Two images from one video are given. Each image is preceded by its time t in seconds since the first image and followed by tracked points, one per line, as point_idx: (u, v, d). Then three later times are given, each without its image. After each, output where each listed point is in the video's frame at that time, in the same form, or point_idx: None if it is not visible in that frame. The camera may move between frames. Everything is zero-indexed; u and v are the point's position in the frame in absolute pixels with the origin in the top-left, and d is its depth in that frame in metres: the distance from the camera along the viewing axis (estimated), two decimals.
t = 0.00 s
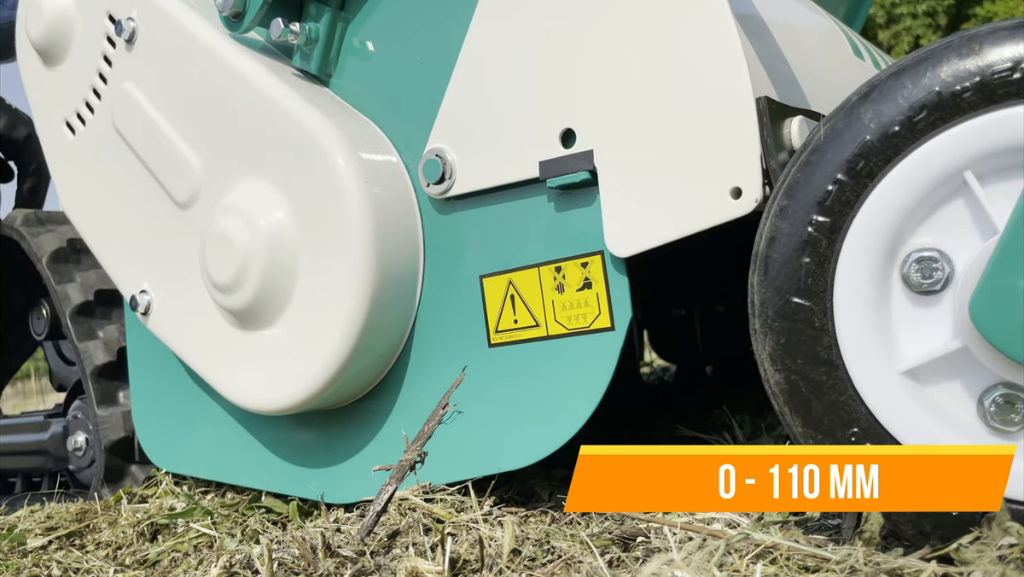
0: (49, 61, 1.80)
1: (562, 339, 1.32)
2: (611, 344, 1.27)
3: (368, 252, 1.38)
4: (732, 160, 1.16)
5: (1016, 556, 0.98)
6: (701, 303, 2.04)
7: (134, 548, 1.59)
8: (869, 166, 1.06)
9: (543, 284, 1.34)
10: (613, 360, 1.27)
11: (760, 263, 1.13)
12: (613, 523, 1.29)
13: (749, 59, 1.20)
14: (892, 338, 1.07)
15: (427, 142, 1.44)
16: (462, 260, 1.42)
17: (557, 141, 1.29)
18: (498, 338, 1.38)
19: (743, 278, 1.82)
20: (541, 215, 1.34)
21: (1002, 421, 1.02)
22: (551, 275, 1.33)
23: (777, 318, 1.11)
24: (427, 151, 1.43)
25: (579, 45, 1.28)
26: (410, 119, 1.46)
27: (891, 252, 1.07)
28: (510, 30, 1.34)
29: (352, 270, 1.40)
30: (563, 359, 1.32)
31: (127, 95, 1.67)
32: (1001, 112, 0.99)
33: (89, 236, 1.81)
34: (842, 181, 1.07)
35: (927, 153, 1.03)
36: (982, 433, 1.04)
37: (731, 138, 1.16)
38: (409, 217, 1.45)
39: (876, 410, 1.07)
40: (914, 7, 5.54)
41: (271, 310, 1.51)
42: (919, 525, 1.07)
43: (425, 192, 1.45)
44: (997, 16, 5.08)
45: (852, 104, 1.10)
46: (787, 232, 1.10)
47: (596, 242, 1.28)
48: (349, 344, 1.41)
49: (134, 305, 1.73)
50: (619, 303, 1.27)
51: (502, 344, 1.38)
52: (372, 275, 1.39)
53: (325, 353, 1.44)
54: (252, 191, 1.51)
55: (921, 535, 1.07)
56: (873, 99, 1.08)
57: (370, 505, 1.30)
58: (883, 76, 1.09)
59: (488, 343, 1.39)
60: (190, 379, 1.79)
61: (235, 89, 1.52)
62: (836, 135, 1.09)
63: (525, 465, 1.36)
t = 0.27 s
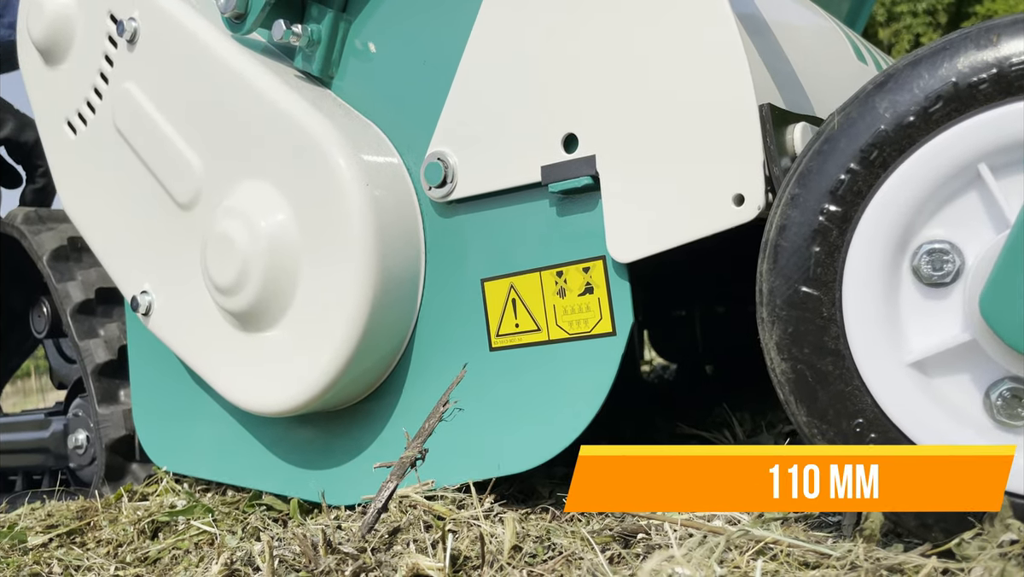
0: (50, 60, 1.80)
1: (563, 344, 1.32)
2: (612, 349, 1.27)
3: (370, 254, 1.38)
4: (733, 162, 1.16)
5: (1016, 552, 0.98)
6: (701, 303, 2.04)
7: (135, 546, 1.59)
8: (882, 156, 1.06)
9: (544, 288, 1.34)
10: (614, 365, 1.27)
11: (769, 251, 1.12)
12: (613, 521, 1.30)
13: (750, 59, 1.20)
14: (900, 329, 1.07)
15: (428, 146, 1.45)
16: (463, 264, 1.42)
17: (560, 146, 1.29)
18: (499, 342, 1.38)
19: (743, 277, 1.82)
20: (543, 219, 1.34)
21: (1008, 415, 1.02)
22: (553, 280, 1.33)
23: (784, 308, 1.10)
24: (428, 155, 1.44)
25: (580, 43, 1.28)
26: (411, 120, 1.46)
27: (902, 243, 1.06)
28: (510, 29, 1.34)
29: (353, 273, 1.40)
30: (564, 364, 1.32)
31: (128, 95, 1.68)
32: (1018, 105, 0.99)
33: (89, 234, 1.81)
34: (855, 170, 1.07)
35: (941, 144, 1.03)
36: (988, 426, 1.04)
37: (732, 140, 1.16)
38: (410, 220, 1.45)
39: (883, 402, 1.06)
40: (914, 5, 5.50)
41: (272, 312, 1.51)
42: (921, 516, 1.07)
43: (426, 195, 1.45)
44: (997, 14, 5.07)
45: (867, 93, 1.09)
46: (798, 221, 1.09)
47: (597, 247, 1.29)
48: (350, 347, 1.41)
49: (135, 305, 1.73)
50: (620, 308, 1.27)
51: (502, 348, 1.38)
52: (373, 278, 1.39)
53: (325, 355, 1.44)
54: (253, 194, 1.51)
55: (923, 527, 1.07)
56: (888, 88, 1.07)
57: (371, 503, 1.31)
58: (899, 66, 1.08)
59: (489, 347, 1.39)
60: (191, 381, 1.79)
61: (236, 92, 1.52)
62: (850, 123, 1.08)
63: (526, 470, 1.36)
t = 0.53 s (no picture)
0: (50, 62, 1.80)
1: (564, 351, 1.32)
2: (613, 357, 1.27)
3: (371, 259, 1.38)
4: (733, 167, 1.16)
5: (1017, 553, 0.96)
6: (701, 304, 2.00)
7: (135, 547, 1.59)
8: (895, 149, 1.04)
9: (545, 295, 1.34)
10: (615, 373, 1.27)
11: (778, 243, 1.11)
12: (614, 521, 1.29)
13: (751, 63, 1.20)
14: (908, 323, 1.06)
15: (429, 151, 1.44)
16: (463, 270, 1.42)
17: (562, 153, 1.29)
18: (500, 348, 1.38)
19: (743, 277, 1.82)
20: (545, 228, 1.34)
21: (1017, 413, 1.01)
22: (553, 287, 1.33)
23: (792, 300, 1.09)
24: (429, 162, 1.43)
25: (580, 44, 1.28)
26: (411, 122, 1.46)
27: (912, 237, 1.05)
28: (511, 30, 1.34)
29: (354, 278, 1.40)
30: (565, 370, 1.32)
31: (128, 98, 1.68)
32: None
33: (89, 236, 1.81)
34: (867, 163, 1.06)
35: (955, 138, 1.01)
36: (994, 423, 1.02)
37: (733, 146, 1.16)
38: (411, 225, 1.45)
39: (889, 397, 1.05)
40: (913, 3, 5.44)
41: (273, 317, 1.51)
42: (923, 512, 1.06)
43: (427, 201, 1.45)
44: (997, 11, 5.05)
45: (882, 85, 1.07)
46: (808, 213, 1.08)
47: (598, 255, 1.29)
48: (350, 353, 1.41)
49: (135, 309, 1.73)
50: (621, 316, 1.27)
51: (503, 354, 1.38)
52: (374, 283, 1.39)
53: (326, 361, 1.45)
54: (253, 199, 1.51)
55: (924, 523, 1.06)
56: (903, 80, 1.06)
57: (371, 503, 1.31)
58: (915, 58, 1.07)
59: (489, 352, 1.40)
60: (192, 384, 1.79)
61: (237, 97, 1.52)
62: (863, 115, 1.07)
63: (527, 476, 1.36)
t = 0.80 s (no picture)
0: (50, 65, 1.80)
1: (563, 356, 1.32)
2: (612, 363, 1.27)
3: (370, 264, 1.39)
4: (732, 172, 1.16)
5: (1016, 553, 0.96)
6: (701, 305, 1.98)
7: (135, 549, 1.59)
8: (902, 144, 1.03)
9: (545, 301, 1.34)
10: (615, 380, 1.27)
11: (783, 237, 1.10)
12: (613, 523, 1.29)
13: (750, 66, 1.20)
14: (912, 319, 1.05)
15: (429, 156, 1.44)
16: (463, 275, 1.42)
17: (561, 158, 1.29)
18: (500, 353, 1.38)
19: (743, 278, 1.82)
20: (544, 233, 1.34)
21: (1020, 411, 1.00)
22: (552, 292, 1.33)
23: (796, 294, 1.09)
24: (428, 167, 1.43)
25: (579, 46, 1.28)
26: (410, 126, 1.46)
27: (917, 232, 1.04)
28: (509, 32, 1.34)
29: (353, 283, 1.40)
30: (565, 375, 1.32)
31: (127, 101, 1.68)
32: None
33: (89, 238, 1.81)
34: (874, 157, 1.05)
35: (964, 134, 1.00)
36: (997, 420, 1.02)
37: (732, 151, 1.16)
38: (410, 230, 1.45)
39: (892, 393, 1.05)
40: (912, 1, 5.44)
41: (273, 321, 1.51)
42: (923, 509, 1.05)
43: (426, 206, 1.45)
44: (996, 10, 5.04)
45: (890, 79, 1.06)
46: (813, 206, 1.08)
47: (597, 261, 1.29)
48: (349, 358, 1.42)
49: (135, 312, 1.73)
50: (621, 322, 1.27)
51: (502, 360, 1.38)
52: (373, 288, 1.39)
53: (325, 367, 1.45)
54: (252, 204, 1.51)
55: (924, 519, 1.06)
56: (911, 74, 1.04)
57: (371, 505, 1.31)
58: (924, 52, 1.06)
59: (489, 358, 1.39)
60: (191, 387, 1.79)
61: (236, 101, 1.52)
62: (871, 108, 1.06)
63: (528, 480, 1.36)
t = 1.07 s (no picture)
0: (50, 66, 1.80)
1: (564, 358, 1.32)
2: (613, 366, 1.28)
3: (371, 266, 1.39)
4: (733, 174, 1.16)
5: (1017, 552, 0.96)
6: (700, 306, 1.96)
7: (136, 548, 1.59)
8: (908, 139, 1.03)
9: (546, 303, 1.34)
10: (616, 383, 1.27)
11: (787, 231, 1.10)
12: (613, 522, 1.29)
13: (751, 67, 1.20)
14: (916, 314, 1.05)
15: (430, 158, 1.44)
16: (463, 276, 1.42)
17: (562, 160, 1.29)
18: (500, 355, 1.38)
19: (743, 278, 1.82)
20: (545, 235, 1.34)
21: None
22: (553, 295, 1.33)
23: (799, 289, 1.09)
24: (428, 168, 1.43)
25: (579, 46, 1.28)
26: (410, 126, 1.47)
27: (922, 227, 1.04)
28: (509, 32, 1.34)
29: (354, 285, 1.40)
30: (566, 376, 1.32)
31: (128, 102, 1.68)
32: None
33: (89, 238, 1.81)
34: (879, 152, 1.05)
35: (970, 129, 1.00)
36: (999, 417, 1.01)
37: (732, 153, 1.16)
38: (411, 232, 1.45)
39: (894, 388, 1.04)
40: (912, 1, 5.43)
41: (273, 323, 1.51)
42: (926, 505, 1.03)
43: (427, 208, 1.45)
44: (996, 10, 5.04)
45: (896, 75, 1.06)
46: (818, 201, 1.08)
47: (598, 263, 1.29)
48: (350, 360, 1.42)
49: (135, 313, 1.73)
50: (622, 324, 1.27)
51: (502, 362, 1.38)
52: (374, 289, 1.39)
53: (326, 368, 1.45)
54: (252, 206, 1.51)
55: (925, 515, 1.04)
56: (918, 70, 1.05)
57: (371, 505, 1.32)
58: (932, 48, 1.06)
59: (490, 360, 1.39)
60: (191, 387, 1.79)
61: (237, 103, 1.52)
62: (878, 104, 1.06)
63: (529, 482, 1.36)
